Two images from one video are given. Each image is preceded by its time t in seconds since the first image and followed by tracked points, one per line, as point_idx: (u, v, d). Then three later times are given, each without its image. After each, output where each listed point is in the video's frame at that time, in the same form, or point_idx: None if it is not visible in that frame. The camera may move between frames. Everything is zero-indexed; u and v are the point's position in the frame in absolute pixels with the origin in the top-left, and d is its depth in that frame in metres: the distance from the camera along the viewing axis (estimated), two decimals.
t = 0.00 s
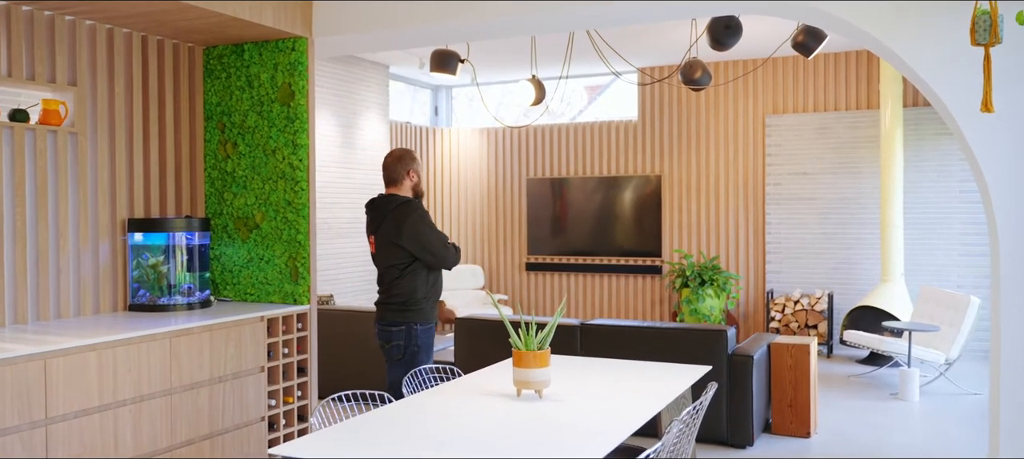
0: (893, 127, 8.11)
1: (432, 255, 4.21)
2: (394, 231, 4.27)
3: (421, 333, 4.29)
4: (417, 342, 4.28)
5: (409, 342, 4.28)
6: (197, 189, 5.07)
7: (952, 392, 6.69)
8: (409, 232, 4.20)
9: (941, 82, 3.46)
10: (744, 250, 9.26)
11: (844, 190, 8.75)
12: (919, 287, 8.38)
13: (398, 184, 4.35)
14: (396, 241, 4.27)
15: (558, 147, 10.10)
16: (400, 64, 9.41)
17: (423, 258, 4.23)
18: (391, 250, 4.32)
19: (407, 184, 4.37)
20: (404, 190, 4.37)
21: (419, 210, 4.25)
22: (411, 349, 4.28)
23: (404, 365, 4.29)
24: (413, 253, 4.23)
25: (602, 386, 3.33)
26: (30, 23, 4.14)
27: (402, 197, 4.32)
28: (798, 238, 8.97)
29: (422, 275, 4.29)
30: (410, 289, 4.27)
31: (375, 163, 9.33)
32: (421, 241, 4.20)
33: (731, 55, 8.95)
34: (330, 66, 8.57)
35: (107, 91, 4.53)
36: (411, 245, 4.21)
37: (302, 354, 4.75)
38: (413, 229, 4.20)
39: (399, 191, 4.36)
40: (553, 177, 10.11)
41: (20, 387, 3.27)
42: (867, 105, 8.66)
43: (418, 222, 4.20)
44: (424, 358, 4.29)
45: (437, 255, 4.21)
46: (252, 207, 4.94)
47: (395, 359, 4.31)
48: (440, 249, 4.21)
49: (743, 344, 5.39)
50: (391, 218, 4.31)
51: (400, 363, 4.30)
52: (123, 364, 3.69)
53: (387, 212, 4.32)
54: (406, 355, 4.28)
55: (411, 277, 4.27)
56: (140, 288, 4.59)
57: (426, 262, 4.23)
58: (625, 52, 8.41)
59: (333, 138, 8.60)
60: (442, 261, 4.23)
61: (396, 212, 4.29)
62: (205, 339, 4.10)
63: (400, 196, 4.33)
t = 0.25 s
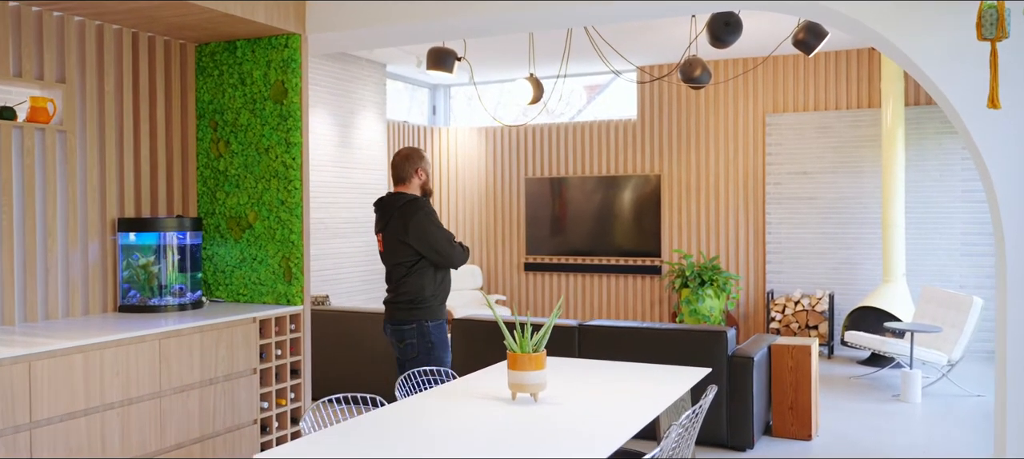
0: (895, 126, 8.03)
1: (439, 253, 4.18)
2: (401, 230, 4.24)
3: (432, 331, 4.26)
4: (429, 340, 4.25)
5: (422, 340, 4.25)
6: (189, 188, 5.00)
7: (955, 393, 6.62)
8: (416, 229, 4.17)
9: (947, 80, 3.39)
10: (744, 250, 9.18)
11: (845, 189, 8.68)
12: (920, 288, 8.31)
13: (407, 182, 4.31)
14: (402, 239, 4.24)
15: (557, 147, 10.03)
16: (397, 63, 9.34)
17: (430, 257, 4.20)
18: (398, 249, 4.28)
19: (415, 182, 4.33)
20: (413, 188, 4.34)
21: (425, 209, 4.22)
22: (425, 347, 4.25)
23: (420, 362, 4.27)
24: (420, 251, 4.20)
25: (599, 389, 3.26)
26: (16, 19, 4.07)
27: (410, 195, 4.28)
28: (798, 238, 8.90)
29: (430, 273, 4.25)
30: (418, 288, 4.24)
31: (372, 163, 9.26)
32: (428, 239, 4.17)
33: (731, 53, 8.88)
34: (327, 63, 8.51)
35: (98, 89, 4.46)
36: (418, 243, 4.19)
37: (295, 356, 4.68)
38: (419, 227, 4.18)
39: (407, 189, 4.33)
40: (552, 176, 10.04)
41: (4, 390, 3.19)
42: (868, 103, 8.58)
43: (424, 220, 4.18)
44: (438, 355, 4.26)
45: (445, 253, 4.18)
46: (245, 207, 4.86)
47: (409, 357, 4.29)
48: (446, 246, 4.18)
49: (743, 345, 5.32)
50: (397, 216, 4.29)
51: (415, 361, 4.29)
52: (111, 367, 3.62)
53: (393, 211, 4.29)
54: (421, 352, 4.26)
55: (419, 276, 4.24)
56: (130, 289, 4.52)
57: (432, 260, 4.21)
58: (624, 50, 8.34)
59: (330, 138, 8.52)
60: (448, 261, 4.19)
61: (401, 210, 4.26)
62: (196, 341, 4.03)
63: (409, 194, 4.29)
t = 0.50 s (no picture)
0: (896, 125, 7.95)
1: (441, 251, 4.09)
2: (406, 227, 4.18)
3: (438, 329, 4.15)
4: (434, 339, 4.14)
5: (428, 338, 4.14)
6: (179, 188, 4.92)
7: (957, 395, 6.54)
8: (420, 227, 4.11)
9: (954, 76, 3.32)
10: (744, 250, 9.10)
11: (846, 189, 8.60)
12: (922, 288, 8.23)
13: (415, 180, 4.24)
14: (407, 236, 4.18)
15: (555, 146, 9.95)
16: (394, 62, 9.26)
17: (432, 256, 4.12)
18: (403, 247, 4.21)
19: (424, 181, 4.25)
20: (421, 187, 4.26)
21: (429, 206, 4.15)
22: (430, 345, 4.14)
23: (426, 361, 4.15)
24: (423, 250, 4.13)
25: (596, 391, 3.18)
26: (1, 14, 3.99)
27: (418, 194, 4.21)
28: (799, 237, 8.81)
29: (433, 273, 4.17)
30: (422, 286, 4.15)
31: (369, 163, 9.17)
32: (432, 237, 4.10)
33: (730, 52, 8.80)
34: (324, 60, 8.44)
35: (86, 87, 4.38)
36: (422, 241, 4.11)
37: (288, 357, 4.60)
38: (424, 225, 4.11)
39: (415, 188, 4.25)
40: (551, 176, 9.95)
41: None
42: (869, 102, 8.50)
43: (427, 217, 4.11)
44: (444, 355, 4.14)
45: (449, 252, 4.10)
46: (236, 206, 4.78)
47: (415, 356, 4.18)
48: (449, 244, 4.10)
49: (743, 346, 5.24)
50: (403, 214, 4.23)
51: (421, 360, 4.17)
52: (96, 369, 3.54)
53: (399, 208, 4.24)
54: (426, 350, 4.14)
55: (423, 275, 4.16)
56: (120, 289, 4.44)
57: (434, 260, 4.12)
58: (622, 47, 8.26)
59: (326, 136, 8.45)
60: (450, 261, 4.11)
61: (408, 208, 4.20)
62: (184, 343, 3.95)
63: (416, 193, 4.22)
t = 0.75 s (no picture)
0: (898, 123, 7.87)
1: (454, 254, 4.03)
2: (418, 229, 4.05)
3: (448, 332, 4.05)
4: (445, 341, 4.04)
5: (437, 341, 4.03)
6: (170, 187, 4.84)
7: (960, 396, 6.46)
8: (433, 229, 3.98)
9: (960, 69, 3.24)
10: (744, 250, 9.02)
11: (847, 188, 8.51)
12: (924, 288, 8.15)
13: (427, 180, 4.11)
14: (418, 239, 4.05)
15: (554, 146, 9.87)
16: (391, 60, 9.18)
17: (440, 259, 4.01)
18: (414, 249, 4.10)
19: (435, 180, 4.12)
20: (433, 186, 4.13)
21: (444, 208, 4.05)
22: (440, 348, 4.03)
23: (436, 364, 4.03)
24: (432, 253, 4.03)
25: (591, 395, 3.10)
26: None
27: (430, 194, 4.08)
28: (799, 237, 8.73)
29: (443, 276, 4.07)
30: (433, 289, 4.05)
31: (366, 162, 9.09)
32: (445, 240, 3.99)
33: (730, 50, 8.71)
34: (319, 59, 8.37)
35: (72, 84, 4.31)
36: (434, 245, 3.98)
37: (279, 359, 4.53)
38: (436, 227, 4.00)
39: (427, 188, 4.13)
40: (551, 175, 9.87)
41: None
42: (871, 101, 8.42)
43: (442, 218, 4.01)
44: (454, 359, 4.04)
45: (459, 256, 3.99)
46: (227, 205, 4.71)
47: (423, 358, 4.05)
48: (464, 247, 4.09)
49: (743, 348, 5.16)
50: (415, 215, 4.09)
51: (429, 363, 4.04)
52: (80, 372, 3.46)
53: (411, 208, 4.10)
54: (435, 353, 4.03)
55: (436, 279, 4.07)
56: (108, 290, 4.36)
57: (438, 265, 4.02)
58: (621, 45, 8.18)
59: (322, 135, 8.38)
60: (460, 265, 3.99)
61: (420, 210, 4.06)
62: (172, 345, 3.88)
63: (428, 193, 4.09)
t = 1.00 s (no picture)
0: (899, 122, 7.78)
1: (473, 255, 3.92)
2: (437, 229, 3.87)
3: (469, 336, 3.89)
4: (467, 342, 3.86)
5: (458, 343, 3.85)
6: (159, 186, 4.76)
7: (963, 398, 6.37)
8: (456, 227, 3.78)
9: (964, 61, 3.16)
10: (745, 250, 8.93)
11: (849, 187, 8.42)
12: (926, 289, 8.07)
13: (438, 178, 3.95)
14: (438, 240, 3.86)
15: (553, 145, 9.79)
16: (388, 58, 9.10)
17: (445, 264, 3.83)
18: (432, 249, 3.92)
19: (448, 178, 3.93)
20: (445, 184, 3.96)
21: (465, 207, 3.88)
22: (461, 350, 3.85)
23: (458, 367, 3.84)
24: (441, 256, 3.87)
25: (586, 398, 3.02)
26: None
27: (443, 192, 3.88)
28: (800, 237, 8.65)
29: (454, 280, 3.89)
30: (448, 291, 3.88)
31: (363, 161, 9.01)
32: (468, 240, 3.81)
33: (730, 47, 8.63)
34: (316, 57, 8.29)
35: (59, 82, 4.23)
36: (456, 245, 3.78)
37: (270, 361, 4.45)
38: (449, 228, 3.80)
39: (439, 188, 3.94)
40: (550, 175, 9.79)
41: None
42: (872, 99, 8.33)
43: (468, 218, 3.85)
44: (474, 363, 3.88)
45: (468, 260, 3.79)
46: (218, 204, 4.63)
47: (444, 361, 3.84)
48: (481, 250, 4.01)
49: (743, 349, 5.08)
50: (432, 214, 3.90)
51: (450, 365, 3.84)
52: (64, 374, 3.39)
53: (429, 208, 3.90)
54: (457, 355, 3.84)
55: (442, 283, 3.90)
56: (95, 291, 4.28)
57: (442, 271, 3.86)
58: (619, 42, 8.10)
59: (318, 133, 8.30)
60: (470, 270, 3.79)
61: (437, 208, 3.87)
62: (158, 347, 3.81)
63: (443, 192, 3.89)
